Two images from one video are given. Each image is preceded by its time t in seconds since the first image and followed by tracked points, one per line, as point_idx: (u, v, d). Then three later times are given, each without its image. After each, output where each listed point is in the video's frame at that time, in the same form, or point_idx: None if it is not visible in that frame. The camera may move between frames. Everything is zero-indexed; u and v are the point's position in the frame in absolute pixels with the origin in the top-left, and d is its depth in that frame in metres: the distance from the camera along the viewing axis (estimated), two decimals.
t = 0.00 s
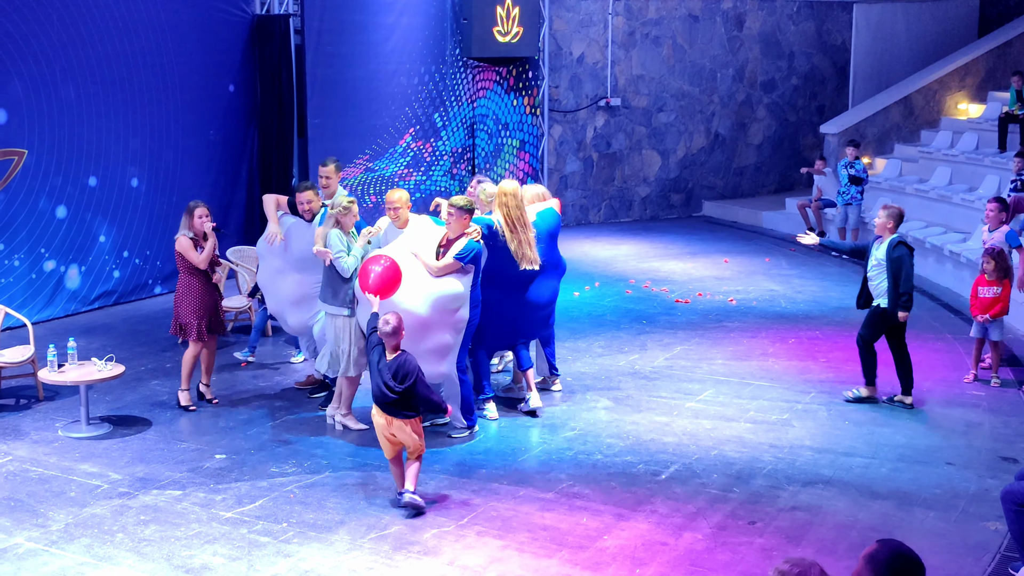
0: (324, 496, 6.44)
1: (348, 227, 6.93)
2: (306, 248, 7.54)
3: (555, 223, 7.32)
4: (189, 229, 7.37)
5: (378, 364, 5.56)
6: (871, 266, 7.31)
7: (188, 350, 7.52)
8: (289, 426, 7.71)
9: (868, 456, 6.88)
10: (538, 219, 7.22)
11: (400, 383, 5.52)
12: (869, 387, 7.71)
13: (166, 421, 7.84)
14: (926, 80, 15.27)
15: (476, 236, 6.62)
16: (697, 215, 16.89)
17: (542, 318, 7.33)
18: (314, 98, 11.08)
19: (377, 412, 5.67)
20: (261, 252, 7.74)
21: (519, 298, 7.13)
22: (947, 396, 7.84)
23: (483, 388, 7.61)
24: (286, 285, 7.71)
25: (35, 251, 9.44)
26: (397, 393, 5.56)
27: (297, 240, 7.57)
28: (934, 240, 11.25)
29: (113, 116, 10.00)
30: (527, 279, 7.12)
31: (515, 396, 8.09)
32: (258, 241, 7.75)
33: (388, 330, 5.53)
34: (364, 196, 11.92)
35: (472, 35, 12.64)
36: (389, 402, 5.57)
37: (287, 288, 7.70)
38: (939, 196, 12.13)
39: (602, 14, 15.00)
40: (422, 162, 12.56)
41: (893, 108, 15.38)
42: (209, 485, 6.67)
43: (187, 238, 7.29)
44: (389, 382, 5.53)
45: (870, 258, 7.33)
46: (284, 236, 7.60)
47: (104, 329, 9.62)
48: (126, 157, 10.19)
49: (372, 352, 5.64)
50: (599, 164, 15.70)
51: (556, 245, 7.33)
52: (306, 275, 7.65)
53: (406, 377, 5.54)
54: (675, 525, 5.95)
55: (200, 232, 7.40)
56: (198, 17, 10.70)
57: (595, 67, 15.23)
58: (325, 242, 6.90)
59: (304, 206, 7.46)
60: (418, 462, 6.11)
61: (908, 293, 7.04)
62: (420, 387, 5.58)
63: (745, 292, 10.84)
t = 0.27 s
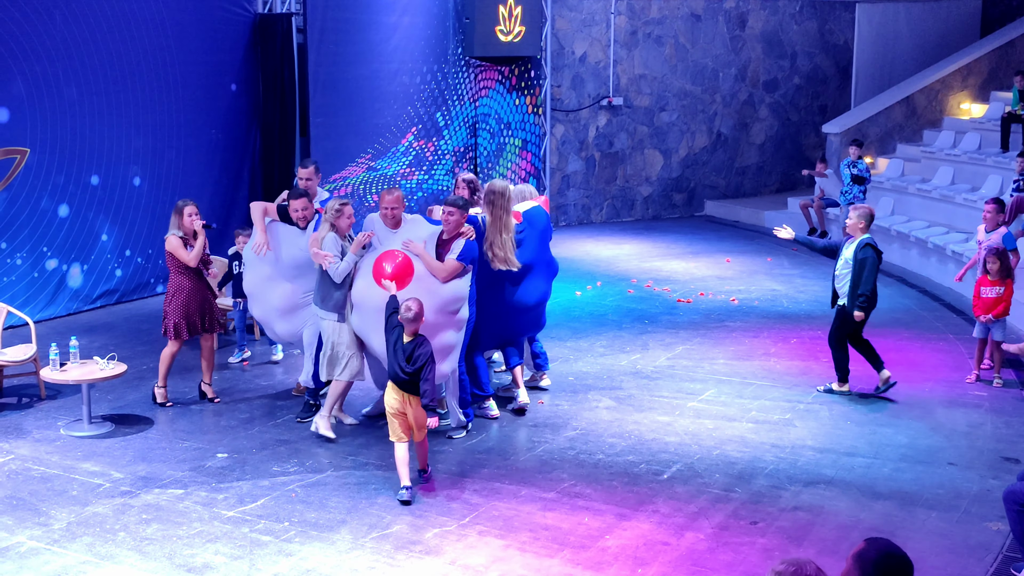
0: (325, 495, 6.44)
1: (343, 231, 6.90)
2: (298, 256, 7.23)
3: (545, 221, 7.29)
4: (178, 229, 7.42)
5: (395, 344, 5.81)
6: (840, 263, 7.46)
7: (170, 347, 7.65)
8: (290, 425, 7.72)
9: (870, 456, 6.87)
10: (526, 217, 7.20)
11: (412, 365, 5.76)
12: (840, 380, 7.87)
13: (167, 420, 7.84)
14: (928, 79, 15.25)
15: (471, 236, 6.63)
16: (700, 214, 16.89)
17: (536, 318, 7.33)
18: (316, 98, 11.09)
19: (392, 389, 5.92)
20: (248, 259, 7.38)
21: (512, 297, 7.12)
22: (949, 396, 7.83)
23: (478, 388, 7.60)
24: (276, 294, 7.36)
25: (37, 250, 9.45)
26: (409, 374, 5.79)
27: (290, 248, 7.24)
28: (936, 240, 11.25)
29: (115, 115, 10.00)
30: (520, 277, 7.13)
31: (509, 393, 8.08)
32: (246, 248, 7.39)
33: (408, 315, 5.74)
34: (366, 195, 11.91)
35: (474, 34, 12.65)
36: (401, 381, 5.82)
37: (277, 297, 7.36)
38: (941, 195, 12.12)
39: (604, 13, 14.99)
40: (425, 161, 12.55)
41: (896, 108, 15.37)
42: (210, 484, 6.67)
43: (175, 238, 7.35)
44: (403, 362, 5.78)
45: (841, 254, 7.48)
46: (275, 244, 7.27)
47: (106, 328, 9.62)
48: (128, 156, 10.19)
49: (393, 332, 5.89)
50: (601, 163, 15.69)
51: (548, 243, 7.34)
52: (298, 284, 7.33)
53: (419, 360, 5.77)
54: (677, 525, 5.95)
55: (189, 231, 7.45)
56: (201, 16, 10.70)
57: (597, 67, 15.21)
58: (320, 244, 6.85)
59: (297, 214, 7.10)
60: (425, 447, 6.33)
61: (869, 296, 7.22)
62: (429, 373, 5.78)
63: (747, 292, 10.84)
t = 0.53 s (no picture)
0: (329, 494, 6.44)
1: (338, 235, 6.65)
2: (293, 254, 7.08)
3: (543, 219, 7.27)
4: (165, 228, 7.44)
5: (407, 327, 5.89)
6: (825, 253, 7.51)
7: (161, 348, 7.67)
8: (294, 424, 7.72)
9: (874, 456, 6.87)
10: (524, 213, 7.17)
11: (425, 348, 5.82)
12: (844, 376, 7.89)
13: (171, 419, 7.84)
14: (932, 78, 15.25)
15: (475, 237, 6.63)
16: (704, 214, 16.89)
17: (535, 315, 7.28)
18: (320, 96, 11.09)
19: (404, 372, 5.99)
20: (239, 261, 7.16)
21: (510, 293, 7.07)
22: (953, 396, 7.82)
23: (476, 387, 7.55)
24: (272, 295, 7.16)
25: (41, 248, 9.46)
26: (422, 357, 5.85)
27: (283, 246, 7.08)
28: (940, 239, 11.24)
29: (119, 113, 10.01)
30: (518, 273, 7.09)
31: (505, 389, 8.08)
32: (236, 250, 7.18)
33: (419, 299, 5.81)
34: (369, 194, 11.91)
35: (478, 32, 12.66)
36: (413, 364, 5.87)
37: (273, 297, 7.15)
38: (945, 195, 12.11)
39: (609, 12, 14.99)
40: (429, 160, 12.54)
41: (901, 107, 15.36)
42: (214, 482, 6.67)
43: (162, 238, 7.38)
44: (416, 345, 5.83)
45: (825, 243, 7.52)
46: (267, 243, 7.09)
47: (110, 326, 9.62)
48: (132, 154, 10.19)
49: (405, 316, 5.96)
50: (605, 162, 15.68)
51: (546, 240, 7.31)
52: (294, 281, 7.15)
53: (432, 343, 5.83)
54: (681, 524, 5.95)
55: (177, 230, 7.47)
56: (205, 15, 10.70)
57: (601, 66, 15.20)
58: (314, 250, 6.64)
59: (292, 208, 7.01)
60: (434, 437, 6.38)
61: (852, 288, 7.29)
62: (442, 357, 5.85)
63: (751, 291, 10.83)
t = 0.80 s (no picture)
0: (334, 492, 6.45)
1: (338, 236, 6.58)
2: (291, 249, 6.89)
3: (542, 215, 7.26)
4: (158, 226, 7.42)
5: (411, 325, 5.88)
6: (822, 249, 7.47)
7: (163, 346, 7.73)
8: (299, 422, 7.72)
9: (879, 455, 6.86)
10: (523, 210, 7.16)
11: (430, 344, 5.83)
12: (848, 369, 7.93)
13: (176, 416, 7.86)
14: (938, 76, 15.22)
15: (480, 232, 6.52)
16: (709, 212, 16.87)
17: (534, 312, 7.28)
18: (326, 94, 11.09)
19: (410, 368, 5.99)
20: (231, 262, 6.87)
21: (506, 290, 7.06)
22: (959, 395, 7.81)
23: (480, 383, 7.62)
24: (271, 293, 6.88)
25: (47, 246, 9.47)
26: (427, 352, 5.87)
27: (280, 242, 6.89)
28: (946, 238, 11.22)
29: (125, 111, 10.02)
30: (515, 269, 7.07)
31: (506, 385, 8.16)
32: (227, 251, 6.89)
33: (421, 296, 5.75)
34: (375, 192, 11.92)
35: (484, 31, 12.67)
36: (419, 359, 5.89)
37: (272, 294, 6.87)
38: (951, 194, 12.09)
39: (614, 11, 14.98)
40: (434, 158, 12.54)
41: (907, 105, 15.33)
42: (219, 480, 6.68)
43: (156, 236, 7.37)
44: (421, 342, 5.85)
45: (821, 240, 7.49)
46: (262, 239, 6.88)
47: (115, 324, 9.64)
48: (138, 152, 10.20)
49: (407, 313, 5.94)
50: (610, 160, 15.68)
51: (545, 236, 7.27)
52: (291, 277, 6.92)
53: (436, 338, 5.85)
54: (686, 523, 5.94)
55: (169, 227, 7.45)
56: (211, 13, 10.72)
57: (607, 64, 15.20)
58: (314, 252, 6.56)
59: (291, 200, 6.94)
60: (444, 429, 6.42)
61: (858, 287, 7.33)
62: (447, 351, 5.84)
63: (756, 290, 10.82)
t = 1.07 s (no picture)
0: (339, 490, 6.45)
1: (338, 236, 6.37)
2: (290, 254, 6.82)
3: (527, 213, 7.21)
4: (157, 225, 7.45)
5: (415, 326, 5.85)
6: (836, 254, 7.43)
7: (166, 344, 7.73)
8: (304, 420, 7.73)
9: (885, 454, 6.85)
10: (506, 209, 7.13)
11: (434, 345, 5.83)
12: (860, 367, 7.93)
13: (181, 414, 7.86)
14: (944, 75, 15.20)
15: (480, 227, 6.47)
16: (714, 211, 16.86)
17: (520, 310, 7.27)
18: (331, 92, 11.09)
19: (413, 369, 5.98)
20: (229, 262, 6.79)
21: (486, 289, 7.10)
22: (965, 394, 7.79)
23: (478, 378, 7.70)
24: (266, 296, 6.83)
25: (53, 243, 9.49)
26: (431, 353, 5.86)
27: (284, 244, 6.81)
28: (951, 237, 11.20)
29: (130, 109, 10.02)
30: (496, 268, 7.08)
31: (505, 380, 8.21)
32: (226, 250, 6.80)
33: (426, 296, 5.75)
34: (381, 190, 11.96)
35: (489, 29, 12.67)
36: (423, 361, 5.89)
37: (267, 298, 6.82)
38: (957, 193, 12.06)
39: (620, 9, 14.98)
40: (439, 156, 12.54)
41: (912, 104, 15.31)
42: (224, 478, 6.68)
43: (156, 234, 7.40)
44: (424, 343, 5.84)
45: (832, 245, 7.45)
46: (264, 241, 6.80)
47: (120, 321, 9.65)
48: (143, 150, 10.21)
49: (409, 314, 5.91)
50: (616, 158, 15.67)
51: (532, 235, 7.22)
52: (288, 282, 6.88)
53: (440, 339, 5.84)
54: (691, 521, 5.94)
55: (168, 226, 7.49)
56: (216, 11, 10.73)
57: (612, 62, 15.19)
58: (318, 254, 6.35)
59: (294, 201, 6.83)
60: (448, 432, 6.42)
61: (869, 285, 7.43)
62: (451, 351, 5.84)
63: (761, 288, 10.81)
